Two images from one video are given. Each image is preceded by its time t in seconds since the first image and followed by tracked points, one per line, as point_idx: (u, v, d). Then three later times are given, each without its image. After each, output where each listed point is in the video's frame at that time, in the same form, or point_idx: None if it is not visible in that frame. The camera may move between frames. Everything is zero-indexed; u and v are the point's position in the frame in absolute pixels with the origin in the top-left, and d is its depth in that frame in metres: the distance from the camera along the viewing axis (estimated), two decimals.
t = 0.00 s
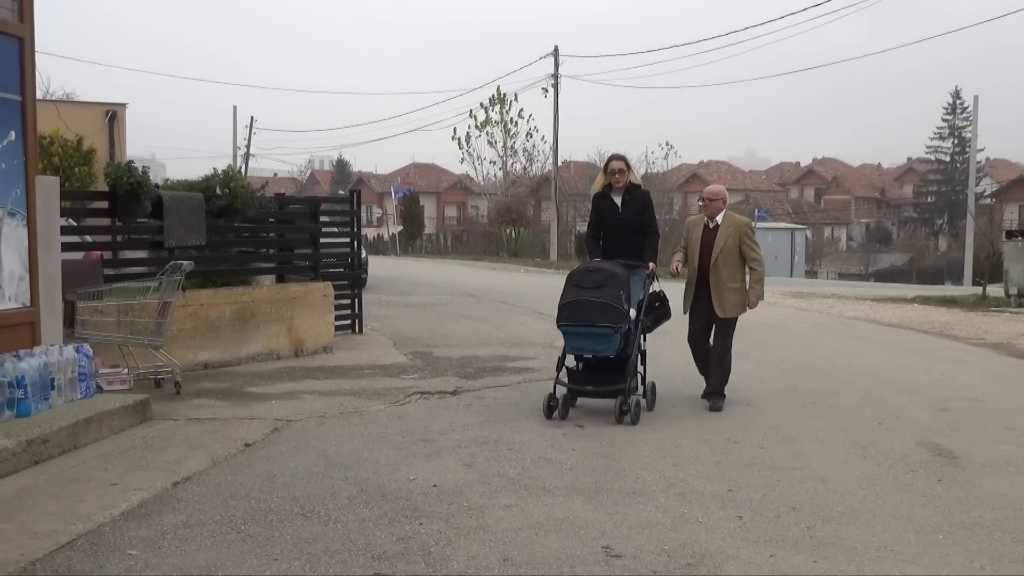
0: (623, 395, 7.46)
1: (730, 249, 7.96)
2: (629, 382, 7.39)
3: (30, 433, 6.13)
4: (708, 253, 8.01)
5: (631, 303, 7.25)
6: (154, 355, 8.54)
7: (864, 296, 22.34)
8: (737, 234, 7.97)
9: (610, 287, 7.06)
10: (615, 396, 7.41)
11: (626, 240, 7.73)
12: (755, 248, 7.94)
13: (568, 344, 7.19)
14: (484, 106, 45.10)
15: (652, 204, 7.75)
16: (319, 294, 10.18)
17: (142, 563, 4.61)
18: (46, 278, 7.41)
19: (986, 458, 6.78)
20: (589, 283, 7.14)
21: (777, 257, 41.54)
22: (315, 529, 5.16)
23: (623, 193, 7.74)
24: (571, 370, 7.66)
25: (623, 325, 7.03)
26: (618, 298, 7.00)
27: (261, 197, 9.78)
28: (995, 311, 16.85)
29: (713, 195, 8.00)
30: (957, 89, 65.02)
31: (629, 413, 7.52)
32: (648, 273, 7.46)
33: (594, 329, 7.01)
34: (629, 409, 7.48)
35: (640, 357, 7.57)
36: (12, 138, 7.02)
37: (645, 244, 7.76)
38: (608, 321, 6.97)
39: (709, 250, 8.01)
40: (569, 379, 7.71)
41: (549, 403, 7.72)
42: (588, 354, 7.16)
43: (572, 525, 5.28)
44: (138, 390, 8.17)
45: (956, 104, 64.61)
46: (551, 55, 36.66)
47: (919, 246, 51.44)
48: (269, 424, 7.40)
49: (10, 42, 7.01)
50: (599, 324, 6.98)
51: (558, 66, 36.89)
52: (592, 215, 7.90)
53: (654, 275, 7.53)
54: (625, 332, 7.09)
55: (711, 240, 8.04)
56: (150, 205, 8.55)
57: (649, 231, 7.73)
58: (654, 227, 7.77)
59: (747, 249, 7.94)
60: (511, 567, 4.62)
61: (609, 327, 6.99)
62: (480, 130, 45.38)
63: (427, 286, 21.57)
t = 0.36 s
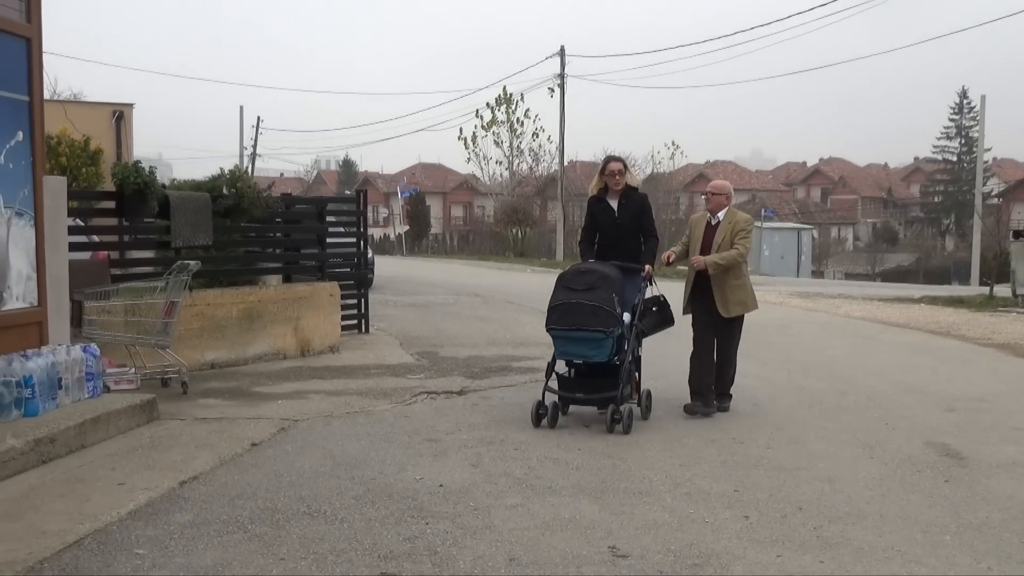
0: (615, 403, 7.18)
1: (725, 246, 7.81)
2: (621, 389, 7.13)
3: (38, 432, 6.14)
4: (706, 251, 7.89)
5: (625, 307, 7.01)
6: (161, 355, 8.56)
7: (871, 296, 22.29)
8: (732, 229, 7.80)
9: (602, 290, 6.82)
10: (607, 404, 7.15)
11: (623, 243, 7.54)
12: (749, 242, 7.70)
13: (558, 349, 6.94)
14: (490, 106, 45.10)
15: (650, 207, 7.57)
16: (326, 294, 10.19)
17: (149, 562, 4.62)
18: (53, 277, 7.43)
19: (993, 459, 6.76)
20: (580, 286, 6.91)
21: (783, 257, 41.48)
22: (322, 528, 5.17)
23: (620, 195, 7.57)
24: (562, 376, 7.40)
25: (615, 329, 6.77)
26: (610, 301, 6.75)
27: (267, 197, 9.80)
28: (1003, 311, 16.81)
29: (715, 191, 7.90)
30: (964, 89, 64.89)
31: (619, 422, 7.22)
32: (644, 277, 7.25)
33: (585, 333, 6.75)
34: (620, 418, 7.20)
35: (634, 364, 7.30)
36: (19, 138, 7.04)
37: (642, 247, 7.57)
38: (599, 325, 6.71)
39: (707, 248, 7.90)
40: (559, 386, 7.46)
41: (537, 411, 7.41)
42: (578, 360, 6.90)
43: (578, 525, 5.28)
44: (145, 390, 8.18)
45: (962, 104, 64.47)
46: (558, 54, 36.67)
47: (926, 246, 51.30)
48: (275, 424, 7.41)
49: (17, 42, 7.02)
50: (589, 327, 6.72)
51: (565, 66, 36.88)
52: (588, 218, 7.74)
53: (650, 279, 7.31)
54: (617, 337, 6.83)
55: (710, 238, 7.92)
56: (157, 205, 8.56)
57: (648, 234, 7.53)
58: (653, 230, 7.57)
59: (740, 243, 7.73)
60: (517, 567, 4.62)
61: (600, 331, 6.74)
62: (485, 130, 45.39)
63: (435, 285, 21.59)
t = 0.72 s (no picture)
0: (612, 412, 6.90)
1: (727, 247, 7.53)
2: (618, 398, 6.83)
3: (48, 431, 6.16)
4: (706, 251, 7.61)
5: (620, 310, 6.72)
6: (170, 355, 8.58)
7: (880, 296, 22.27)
8: (735, 230, 7.51)
9: (599, 293, 6.50)
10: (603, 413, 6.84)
11: (618, 240, 7.27)
12: (753, 245, 7.42)
13: (552, 355, 6.61)
14: (498, 106, 45.12)
15: (645, 202, 7.29)
16: (335, 294, 10.20)
17: (158, 562, 4.63)
18: (63, 277, 7.45)
19: (1003, 460, 6.74)
20: (575, 288, 6.58)
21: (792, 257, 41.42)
22: (331, 528, 5.17)
23: (615, 189, 7.26)
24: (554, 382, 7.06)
25: (613, 335, 6.45)
26: (608, 304, 6.43)
27: (276, 197, 9.82)
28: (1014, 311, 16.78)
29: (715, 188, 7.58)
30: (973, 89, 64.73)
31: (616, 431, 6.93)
32: (641, 278, 7.04)
33: (580, 339, 6.43)
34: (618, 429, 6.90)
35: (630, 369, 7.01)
36: (30, 138, 7.06)
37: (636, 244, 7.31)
38: (596, 329, 6.39)
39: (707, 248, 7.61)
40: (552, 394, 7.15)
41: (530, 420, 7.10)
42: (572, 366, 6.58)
43: (586, 525, 5.28)
44: (154, 390, 8.21)
45: (972, 104, 64.32)
46: (566, 55, 36.70)
47: (935, 246, 51.15)
48: (284, 424, 7.42)
49: (28, 42, 7.04)
50: (585, 332, 6.41)
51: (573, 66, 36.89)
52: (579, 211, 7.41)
53: (644, 280, 7.08)
54: (614, 343, 6.51)
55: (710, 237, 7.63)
56: (166, 205, 8.58)
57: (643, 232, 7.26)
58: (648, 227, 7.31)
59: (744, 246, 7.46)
60: (526, 567, 4.62)
61: (596, 336, 6.42)
62: (493, 130, 45.40)
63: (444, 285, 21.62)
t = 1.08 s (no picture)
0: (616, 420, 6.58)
1: (727, 248, 7.34)
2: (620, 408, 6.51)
3: (57, 430, 6.18)
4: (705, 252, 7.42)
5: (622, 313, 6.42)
6: (178, 354, 8.60)
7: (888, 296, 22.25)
8: (735, 230, 7.33)
9: (604, 295, 6.20)
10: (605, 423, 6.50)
11: (614, 245, 7.01)
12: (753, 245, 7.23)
13: (555, 361, 6.27)
14: (504, 106, 45.11)
15: (641, 203, 7.02)
16: (342, 294, 10.21)
17: (166, 561, 4.64)
18: (71, 278, 7.48)
19: (1011, 460, 6.72)
20: (578, 290, 6.25)
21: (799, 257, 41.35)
22: (338, 528, 5.18)
23: (610, 191, 6.99)
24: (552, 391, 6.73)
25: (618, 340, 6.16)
26: (615, 307, 6.13)
27: (283, 198, 9.84)
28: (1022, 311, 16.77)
29: (718, 186, 7.44)
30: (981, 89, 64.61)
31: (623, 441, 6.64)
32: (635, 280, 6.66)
33: (586, 343, 6.12)
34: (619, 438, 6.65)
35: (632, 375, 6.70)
36: (38, 139, 7.09)
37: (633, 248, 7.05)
38: (602, 334, 6.09)
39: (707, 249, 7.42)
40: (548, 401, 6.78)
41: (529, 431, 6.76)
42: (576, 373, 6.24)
43: (593, 525, 5.28)
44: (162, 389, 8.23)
45: (979, 104, 64.19)
46: (574, 55, 36.73)
47: (943, 246, 51.02)
48: (292, 423, 7.43)
49: (36, 43, 7.06)
50: (591, 337, 6.09)
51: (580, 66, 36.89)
52: (572, 213, 7.11)
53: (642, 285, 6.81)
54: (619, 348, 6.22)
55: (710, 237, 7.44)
56: (174, 205, 8.60)
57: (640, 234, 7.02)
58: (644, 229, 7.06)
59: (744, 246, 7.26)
60: (533, 567, 4.62)
61: (603, 342, 6.11)
62: (500, 130, 45.41)
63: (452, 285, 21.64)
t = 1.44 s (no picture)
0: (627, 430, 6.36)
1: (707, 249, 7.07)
2: (635, 415, 6.33)
3: (66, 430, 6.20)
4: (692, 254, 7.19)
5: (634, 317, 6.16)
6: (187, 354, 8.62)
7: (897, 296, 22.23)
8: (715, 230, 7.04)
9: (620, 298, 5.93)
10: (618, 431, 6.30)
11: (613, 242, 6.67)
12: (727, 244, 6.90)
13: (568, 368, 5.98)
14: (512, 106, 45.10)
15: (639, 198, 6.72)
16: (351, 294, 10.22)
17: (175, 560, 4.65)
18: (81, 277, 7.51)
19: (1021, 461, 6.70)
20: (592, 293, 5.96)
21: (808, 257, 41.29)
22: (346, 527, 5.18)
23: (607, 186, 6.66)
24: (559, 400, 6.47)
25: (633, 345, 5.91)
26: (630, 310, 5.87)
27: (292, 198, 9.86)
28: None
29: (708, 187, 7.18)
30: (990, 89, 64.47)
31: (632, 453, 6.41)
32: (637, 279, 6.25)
33: (602, 349, 5.84)
34: (635, 449, 6.35)
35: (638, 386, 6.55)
36: (48, 139, 7.11)
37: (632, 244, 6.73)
38: (619, 339, 5.82)
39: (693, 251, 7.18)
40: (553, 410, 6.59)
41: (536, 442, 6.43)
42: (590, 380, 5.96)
43: (601, 525, 5.28)
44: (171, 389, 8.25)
45: (988, 104, 64.05)
46: (582, 55, 36.77)
47: (953, 246, 50.89)
48: (300, 423, 7.44)
49: (46, 43, 7.08)
50: (607, 342, 5.82)
51: (588, 66, 36.91)
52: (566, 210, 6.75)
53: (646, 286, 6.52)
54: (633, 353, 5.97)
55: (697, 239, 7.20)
56: (183, 205, 8.61)
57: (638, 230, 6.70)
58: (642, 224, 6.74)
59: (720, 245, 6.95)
60: (541, 567, 4.62)
61: (619, 347, 5.84)
62: (508, 130, 45.42)
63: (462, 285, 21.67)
